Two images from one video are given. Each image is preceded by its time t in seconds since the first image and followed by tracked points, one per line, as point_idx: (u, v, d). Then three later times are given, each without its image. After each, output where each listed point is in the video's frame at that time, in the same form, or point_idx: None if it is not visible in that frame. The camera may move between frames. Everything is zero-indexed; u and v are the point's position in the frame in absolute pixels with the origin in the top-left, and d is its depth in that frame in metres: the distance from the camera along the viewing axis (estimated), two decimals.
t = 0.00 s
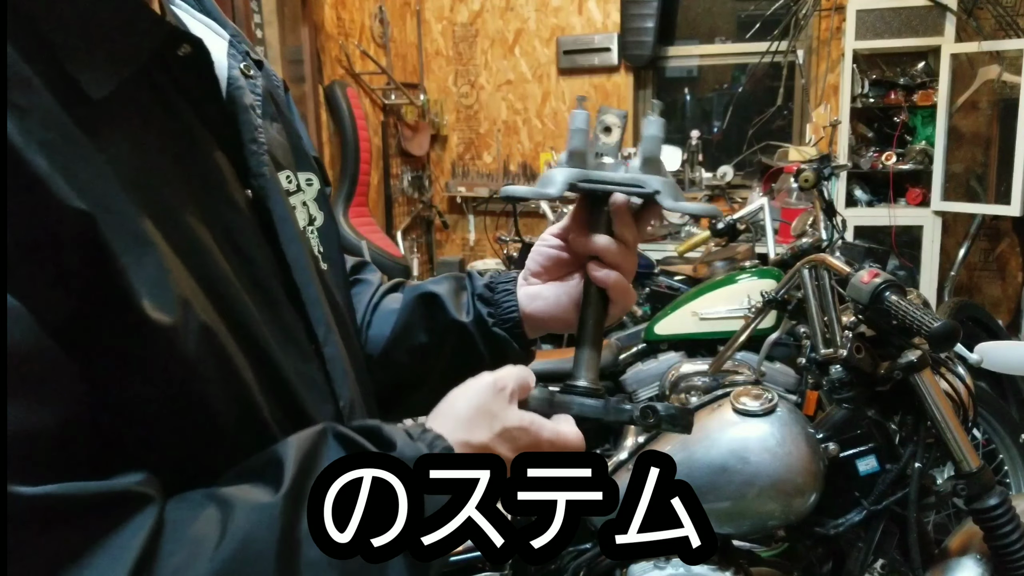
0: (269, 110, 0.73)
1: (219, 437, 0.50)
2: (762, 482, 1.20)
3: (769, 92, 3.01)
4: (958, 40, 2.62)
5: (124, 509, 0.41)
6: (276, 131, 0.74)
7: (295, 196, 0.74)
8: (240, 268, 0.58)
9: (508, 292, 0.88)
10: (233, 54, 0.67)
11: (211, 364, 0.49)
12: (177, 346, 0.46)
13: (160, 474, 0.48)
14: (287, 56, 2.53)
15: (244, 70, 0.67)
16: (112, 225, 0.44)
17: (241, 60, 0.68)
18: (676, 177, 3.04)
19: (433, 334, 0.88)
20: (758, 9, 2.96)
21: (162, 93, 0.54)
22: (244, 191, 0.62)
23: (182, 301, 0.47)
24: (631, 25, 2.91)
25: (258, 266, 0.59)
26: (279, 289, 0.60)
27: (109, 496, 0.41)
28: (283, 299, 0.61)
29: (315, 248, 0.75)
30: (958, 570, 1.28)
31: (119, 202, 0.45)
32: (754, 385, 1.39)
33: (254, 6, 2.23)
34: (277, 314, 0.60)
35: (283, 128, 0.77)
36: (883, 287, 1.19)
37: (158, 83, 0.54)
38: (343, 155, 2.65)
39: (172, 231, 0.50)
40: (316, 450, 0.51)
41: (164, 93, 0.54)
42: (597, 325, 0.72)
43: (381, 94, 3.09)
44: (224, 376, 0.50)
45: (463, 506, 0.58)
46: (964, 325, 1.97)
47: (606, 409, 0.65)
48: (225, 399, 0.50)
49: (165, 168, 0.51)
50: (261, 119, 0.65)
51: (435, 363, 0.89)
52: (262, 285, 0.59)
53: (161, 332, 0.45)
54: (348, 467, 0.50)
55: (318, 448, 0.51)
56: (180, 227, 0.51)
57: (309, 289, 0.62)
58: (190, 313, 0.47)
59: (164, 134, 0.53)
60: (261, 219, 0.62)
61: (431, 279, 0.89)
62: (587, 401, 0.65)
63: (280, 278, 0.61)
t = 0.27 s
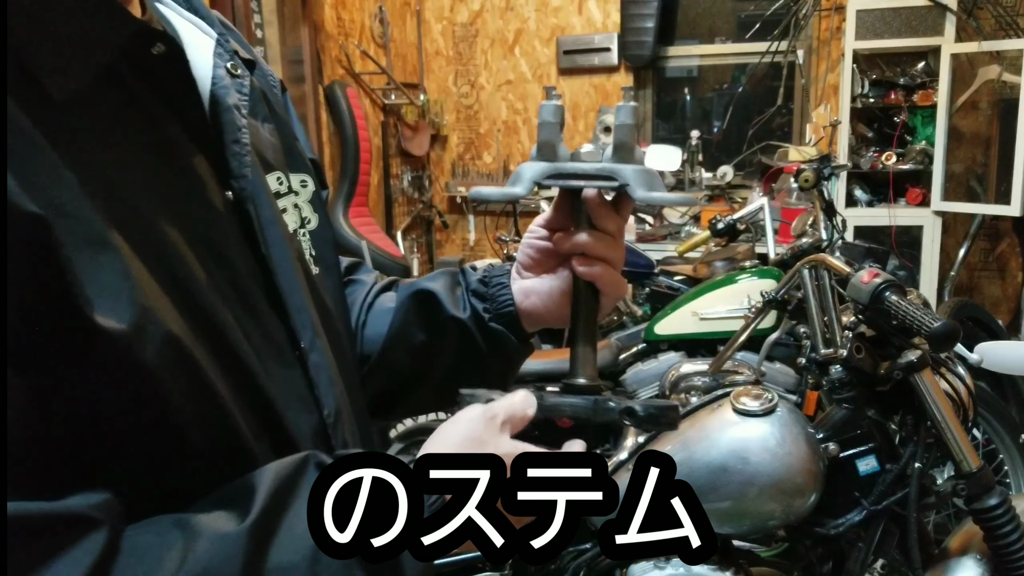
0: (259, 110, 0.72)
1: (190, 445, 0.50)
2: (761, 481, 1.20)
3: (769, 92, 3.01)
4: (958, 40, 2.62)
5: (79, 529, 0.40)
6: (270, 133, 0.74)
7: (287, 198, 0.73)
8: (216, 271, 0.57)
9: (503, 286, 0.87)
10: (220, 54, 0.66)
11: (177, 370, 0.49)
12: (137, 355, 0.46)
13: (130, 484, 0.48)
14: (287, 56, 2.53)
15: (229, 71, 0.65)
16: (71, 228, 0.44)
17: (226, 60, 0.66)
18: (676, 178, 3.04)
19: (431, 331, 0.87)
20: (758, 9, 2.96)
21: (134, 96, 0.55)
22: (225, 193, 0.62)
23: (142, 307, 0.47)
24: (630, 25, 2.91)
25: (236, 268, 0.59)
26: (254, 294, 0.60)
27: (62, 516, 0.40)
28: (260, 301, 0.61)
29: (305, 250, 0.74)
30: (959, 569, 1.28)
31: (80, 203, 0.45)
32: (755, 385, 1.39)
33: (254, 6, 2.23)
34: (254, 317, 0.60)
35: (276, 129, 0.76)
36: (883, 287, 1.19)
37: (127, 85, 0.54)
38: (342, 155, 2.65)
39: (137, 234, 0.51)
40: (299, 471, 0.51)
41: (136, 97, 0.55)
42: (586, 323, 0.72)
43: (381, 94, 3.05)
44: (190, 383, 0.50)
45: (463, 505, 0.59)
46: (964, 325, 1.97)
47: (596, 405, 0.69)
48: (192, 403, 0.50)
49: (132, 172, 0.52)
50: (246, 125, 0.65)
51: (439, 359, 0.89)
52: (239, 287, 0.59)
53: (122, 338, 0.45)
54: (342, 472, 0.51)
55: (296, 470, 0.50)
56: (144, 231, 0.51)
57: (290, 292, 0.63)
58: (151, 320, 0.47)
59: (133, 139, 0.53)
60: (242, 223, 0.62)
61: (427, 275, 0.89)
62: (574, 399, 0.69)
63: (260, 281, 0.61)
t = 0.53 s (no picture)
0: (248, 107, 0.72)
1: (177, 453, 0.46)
2: (761, 482, 1.20)
3: (770, 92, 3.02)
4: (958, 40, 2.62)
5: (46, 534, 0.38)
6: (261, 128, 0.75)
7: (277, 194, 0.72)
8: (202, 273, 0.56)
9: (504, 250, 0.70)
10: (205, 49, 0.67)
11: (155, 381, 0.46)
12: (115, 363, 0.44)
13: (130, 487, 0.43)
14: (287, 56, 2.53)
15: (214, 63, 0.66)
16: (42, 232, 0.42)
17: (212, 55, 0.67)
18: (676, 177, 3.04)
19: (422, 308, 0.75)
20: (758, 9, 2.96)
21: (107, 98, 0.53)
22: (211, 193, 0.61)
23: (113, 318, 0.44)
24: (630, 25, 2.91)
25: (222, 268, 0.58)
26: (246, 291, 0.59)
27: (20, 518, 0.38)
28: (248, 302, 0.59)
29: (298, 249, 0.73)
30: (959, 570, 1.28)
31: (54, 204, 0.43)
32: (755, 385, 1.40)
33: (254, 7, 2.23)
34: (244, 318, 0.58)
35: (268, 126, 0.77)
36: (883, 287, 1.19)
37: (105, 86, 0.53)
38: (343, 155, 2.65)
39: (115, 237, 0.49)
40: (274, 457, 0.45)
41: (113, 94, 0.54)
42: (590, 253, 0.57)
43: (381, 93, 3.17)
44: (172, 394, 0.47)
45: (463, 505, 0.58)
46: (964, 325, 1.97)
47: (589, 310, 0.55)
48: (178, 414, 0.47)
49: (111, 169, 0.51)
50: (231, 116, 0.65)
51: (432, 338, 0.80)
52: (226, 286, 0.57)
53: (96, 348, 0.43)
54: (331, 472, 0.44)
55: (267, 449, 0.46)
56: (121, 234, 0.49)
57: (281, 291, 0.62)
58: (126, 328, 0.45)
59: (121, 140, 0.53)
60: (228, 221, 0.61)
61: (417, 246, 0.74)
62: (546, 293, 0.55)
63: (248, 281, 0.60)
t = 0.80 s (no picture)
0: (234, 97, 0.67)
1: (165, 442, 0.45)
2: (762, 482, 1.20)
3: (770, 92, 3.02)
4: (958, 40, 2.62)
5: (81, 478, 0.40)
6: (251, 117, 0.69)
7: (268, 183, 0.67)
8: (187, 279, 0.51)
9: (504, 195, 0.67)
10: (183, 40, 0.62)
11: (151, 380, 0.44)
12: (108, 362, 0.42)
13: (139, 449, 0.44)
14: (287, 56, 2.52)
15: (192, 55, 0.61)
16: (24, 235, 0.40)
17: (191, 46, 0.62)
18: (676, 177, 3.04)
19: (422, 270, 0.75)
20: (758, 9, 2.96)
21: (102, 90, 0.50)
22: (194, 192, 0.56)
23: (112, 312, 0.42)
24: (630, 25, 2.91)
25: (211, 271, 0.53)
26: (239, 287, 0.56)
27: (63, 466, 0.39)
28: (238, 304, 0.55)
29: (293, 242, 0.69)
30: (958, 569, 1.27)
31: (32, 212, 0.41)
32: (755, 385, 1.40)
33: (254, 7, 2.23)
34: (232, 322, 0.54)
35: (257, 113, 0.72)
36: (883, 287, 1.19)
37: (94, 82, 0.50)
38: (343, 156, 2.65)
39: (104, 240, 0.46)
40: (266, 385, 0.43)
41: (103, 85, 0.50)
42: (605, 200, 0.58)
43: (382, 93, 3.10)
44: (166, 393, 0.45)
45: (463, 504, 0.59)
46: (964, 325, 1.97)
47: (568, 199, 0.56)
48: (172, 417, 0.45)
49: (93, 175, 0.47)
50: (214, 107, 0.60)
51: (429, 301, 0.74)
52: (214, 290, 0.53)
53: (85, 348, 0.41)
54: (335, 470, 0.43)
55: (263, 365, 0.45)
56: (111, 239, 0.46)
57: (272, 287, 0.58)
58: (126, 323, 0.43)
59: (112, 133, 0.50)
60: (215, 224, 0.56)
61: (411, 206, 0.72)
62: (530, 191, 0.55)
63: (237, 283, 0.56)
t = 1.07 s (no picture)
0: (221, 92, 0.65)
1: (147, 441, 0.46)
2: (763, 482, 1.19)
3: (771, 91, 3.01)
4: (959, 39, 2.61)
5: (87, 472, 0.39)
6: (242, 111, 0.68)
7: (256, 179, 0.65)
8: (169, 285, 0.51)
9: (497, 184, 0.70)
10: (165, 35, 0.61)
11: (133, 381, 0.45)
12: (89, 368, 0.42)
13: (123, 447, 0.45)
14: (286, 55, 2.52)
15: (171, 48, 0.61)
16: None
17: (172, 40, 0.61)
18: (677, 177, 3.03)
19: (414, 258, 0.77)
20: (759, 8, 2.96)
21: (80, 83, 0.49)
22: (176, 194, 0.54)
23: (95, 317, 0.42)
24: (631, 24, 2.90)
25: (194, 275, 0.52)
26: (227, 290, 0.55)
27: (68, 461, 0.38)
28: (222, 306, 0.54)
29: (283, 240, 0.68)
30: (960, 570, 1.27)
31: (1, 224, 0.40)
32: (756, 385, 1.39)
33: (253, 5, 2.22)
34: (216, 327, 0.53)
35: (246, 105, 0.70)
36: (885, 287, 1.18)
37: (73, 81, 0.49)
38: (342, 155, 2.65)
39: (82, 248, 0.45)
40: (276, 374, 0.44)
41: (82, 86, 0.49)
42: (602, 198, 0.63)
43: (382, 93, 3.08)
44: (148, 393, 0.46)
45: (463, 505, 0.58)
46: (966, 325, 1.96)
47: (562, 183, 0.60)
48: (155, 418, 0.46)
49: (71, 181, 0.46)
50: (195, 104, 0.59)
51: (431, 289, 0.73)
52: (196, 295, 0.52)
53: (63, 354, 0.41)
54: (337, 468, 0.42)
55: (272, 355, 0.45)
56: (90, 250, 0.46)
57: (259, 288, 0.58)
58: (108, 330, 0.43)
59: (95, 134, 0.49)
60: (196, 226, 0.54)
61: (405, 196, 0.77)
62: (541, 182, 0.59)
63: (222, 286, 0.55)
